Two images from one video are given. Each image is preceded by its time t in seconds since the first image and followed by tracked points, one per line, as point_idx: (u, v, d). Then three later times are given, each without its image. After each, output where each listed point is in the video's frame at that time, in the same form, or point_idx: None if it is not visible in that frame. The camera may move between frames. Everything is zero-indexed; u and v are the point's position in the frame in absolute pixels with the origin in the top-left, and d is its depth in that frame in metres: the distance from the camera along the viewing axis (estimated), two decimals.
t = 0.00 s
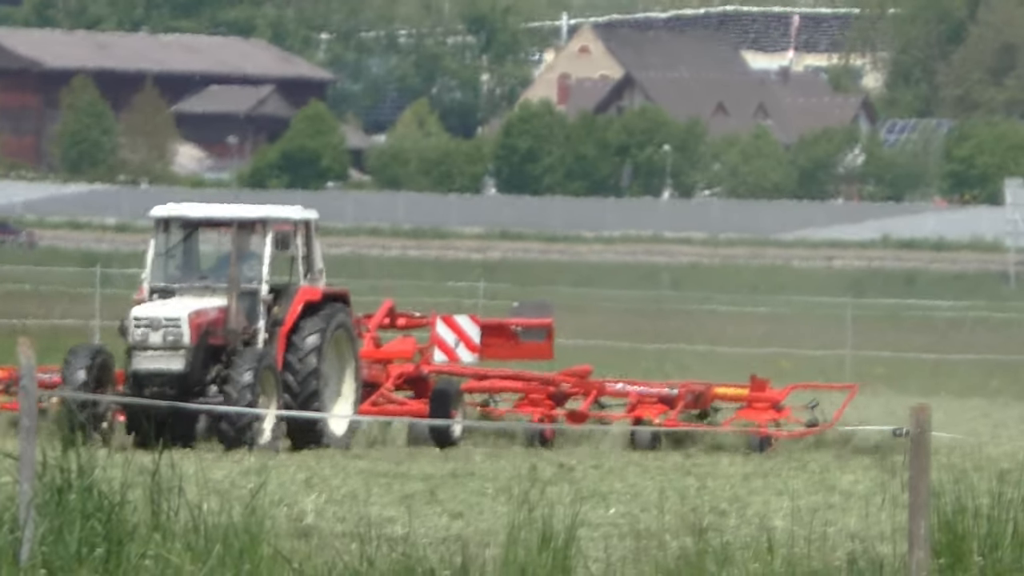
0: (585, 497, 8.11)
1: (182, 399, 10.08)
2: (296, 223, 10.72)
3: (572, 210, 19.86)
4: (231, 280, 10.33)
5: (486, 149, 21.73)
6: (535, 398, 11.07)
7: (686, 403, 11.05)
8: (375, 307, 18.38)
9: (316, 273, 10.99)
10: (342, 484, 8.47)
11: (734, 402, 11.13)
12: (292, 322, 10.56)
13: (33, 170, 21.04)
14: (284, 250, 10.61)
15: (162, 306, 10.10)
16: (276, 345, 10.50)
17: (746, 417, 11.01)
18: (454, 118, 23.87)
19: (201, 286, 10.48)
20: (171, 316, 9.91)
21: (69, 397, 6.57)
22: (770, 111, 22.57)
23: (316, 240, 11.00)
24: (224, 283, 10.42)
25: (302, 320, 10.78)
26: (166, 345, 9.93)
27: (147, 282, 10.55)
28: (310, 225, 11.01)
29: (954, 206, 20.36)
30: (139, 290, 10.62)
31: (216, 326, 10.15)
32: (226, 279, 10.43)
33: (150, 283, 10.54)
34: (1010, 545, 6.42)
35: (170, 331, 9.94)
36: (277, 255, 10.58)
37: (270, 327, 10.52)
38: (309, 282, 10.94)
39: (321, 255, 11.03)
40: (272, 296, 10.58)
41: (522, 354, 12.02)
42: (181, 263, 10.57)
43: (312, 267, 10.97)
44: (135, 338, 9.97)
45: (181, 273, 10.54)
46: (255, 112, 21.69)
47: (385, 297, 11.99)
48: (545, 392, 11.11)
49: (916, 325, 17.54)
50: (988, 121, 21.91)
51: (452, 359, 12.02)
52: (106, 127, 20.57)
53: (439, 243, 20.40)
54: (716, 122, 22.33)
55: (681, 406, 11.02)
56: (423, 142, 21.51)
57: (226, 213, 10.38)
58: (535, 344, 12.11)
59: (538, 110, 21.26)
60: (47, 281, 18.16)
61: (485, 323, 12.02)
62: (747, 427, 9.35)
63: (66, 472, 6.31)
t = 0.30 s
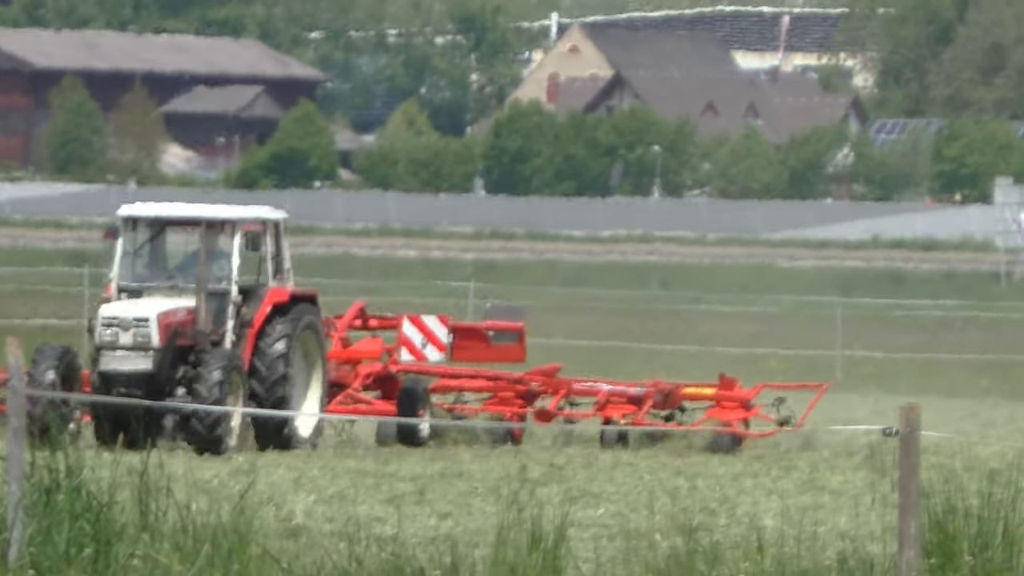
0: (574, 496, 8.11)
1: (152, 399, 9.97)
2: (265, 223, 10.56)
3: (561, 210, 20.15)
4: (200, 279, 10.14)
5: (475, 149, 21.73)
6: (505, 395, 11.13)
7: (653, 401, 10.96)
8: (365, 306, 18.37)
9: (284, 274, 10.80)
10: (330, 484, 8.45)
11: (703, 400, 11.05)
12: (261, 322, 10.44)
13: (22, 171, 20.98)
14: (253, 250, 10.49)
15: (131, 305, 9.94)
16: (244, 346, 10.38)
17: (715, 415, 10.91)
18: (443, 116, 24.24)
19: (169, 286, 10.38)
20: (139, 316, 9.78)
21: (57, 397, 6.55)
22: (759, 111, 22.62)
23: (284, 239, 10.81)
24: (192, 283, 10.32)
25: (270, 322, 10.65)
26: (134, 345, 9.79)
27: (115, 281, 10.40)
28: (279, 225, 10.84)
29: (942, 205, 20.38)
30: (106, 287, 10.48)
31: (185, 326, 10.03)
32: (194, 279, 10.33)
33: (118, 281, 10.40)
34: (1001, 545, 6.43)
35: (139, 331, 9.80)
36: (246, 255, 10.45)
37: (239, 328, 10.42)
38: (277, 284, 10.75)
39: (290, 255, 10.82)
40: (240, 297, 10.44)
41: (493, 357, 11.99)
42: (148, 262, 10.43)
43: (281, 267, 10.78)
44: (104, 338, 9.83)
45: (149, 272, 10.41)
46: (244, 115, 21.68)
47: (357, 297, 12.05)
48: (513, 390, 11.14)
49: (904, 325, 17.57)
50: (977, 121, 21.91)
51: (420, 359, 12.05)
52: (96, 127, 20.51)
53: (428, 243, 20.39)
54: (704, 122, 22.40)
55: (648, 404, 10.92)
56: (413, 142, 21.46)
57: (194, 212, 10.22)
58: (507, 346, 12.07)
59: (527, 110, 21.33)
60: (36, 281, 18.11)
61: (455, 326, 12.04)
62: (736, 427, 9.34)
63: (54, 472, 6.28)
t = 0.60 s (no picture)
0: (566, 497, 8.12)
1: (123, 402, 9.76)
2: (237, 223, 10.40)
3: (552, 210, 20.27)
4: (171, 280, 10.00)
5: (468, 149, 21.74)
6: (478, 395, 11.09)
7: (630, 401, 10.98)
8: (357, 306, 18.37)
9: (255, 274, 10.63)
10: (323, 485, 8.45)
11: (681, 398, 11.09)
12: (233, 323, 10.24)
13: (14, 171, 20.96)
14: (224, 249, 10.31)
15: (103, 308, 9.73)
16: (216, 347, 10.17)
17: (690, 414, 10.97)
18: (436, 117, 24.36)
19: (139, 286, 10.15)
20: (112, 317, 9.56)
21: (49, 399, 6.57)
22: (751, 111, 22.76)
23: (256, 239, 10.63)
24: (163, 284, 10.10)
25: (240, 323, 10.43)
26: (108, 348, 9.57)
27: (83, 282, 10.19)
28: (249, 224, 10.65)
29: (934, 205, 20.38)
30: (75, 287, 10.24)
31: (156, 328, 9.84)
32: (164, 279, 10.11)
33: (88, 281, 10.19)
34: (992, 545, 6.43)
35: (112, 333, 9.59)
36: (217, 254, 10.27)
37: (211, 329, 10.22)
38: (249, 284, 10.58)
39: (260, 255, 10.65)
40: (211, 297, 10.24)
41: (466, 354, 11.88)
42: (116, 262, 10.21)
43: (251, 267, 10.62)
44: (76, 341, 9.62)
45: (118, 272, 10.19)
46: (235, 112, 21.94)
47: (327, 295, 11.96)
48: (487, 390, 11.14)
49: (895, 325, 17.61)
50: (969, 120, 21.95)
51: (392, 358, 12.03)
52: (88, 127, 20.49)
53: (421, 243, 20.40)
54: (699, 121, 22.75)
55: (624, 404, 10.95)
56: (406, 142, 21.46)
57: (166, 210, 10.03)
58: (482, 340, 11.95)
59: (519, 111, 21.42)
60: (28, 282, 18.09)
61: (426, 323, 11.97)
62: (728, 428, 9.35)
63: (45, 473, 6.31)
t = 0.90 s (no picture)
0: (554, 496, 8.11)
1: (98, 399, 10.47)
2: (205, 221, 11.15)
3: (538, 206, 20.03)
4: (142, 281, 10.67)
5: (456, 147, 21.72)
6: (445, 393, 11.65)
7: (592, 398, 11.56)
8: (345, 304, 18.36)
9: (221, 273, 11.37)
10: (311, 484, 8.43)
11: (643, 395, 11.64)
12: (203, 321, 11.02)
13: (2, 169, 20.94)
14: (194, 249, 11.11)
15: (75, 308, 10.48)
16: (188, 344, 10.93)
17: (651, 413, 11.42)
18: (424, 116, 23.63)
19: (108, 287, 10.88)
20: (85, 317, 10.30)
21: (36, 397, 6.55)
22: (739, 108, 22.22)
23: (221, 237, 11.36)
24: (132, 283, 10.85)
25: (210, 321, 11.19)
26: (81, 346, 10.30)
27: (51, 281, 10.89)
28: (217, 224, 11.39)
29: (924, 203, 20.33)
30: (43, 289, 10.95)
31: (130, 328, 10.55)
32: (134, 280, 10.86)
33: (55, 282, 10.90)
34: (981, 544, 6.43)
35: (85, 332, 10.32)
36: (188, 253, 11.06)
37: (181, 328, 10.96)
38: (216, 282, 11.34)
39: (227, 254, 11.40)
40: (182, 297, 10.99)
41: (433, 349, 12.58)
42: (83, 260, 10.94)
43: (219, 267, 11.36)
44: (50, 340, 10.34)
45: (83, 271, 10.92)
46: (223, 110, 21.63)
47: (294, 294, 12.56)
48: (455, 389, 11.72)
49: (884, 325, 17.60)
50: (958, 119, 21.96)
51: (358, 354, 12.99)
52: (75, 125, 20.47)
53: (409, 241, 20.36)
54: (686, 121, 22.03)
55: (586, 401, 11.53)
56: (394, 140, 21.40)
57: (133, 211, 10.75)
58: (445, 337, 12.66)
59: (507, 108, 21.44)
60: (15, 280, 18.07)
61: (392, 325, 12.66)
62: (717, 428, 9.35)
63: (34, 472, 6.33)
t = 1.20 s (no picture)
0: (543, 496, 8.13)
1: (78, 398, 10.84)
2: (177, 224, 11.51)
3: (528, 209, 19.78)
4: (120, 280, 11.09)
5: (446, 148, 21.76)
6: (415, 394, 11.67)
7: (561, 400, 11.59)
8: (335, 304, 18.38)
9: (195, 276, 11.76)
10: (300, 484, 8.46)
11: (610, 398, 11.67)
12: (179, 322, 11.33)
13: None
14: (169, 250, 11.44)
15: (56, 308, 10.81)
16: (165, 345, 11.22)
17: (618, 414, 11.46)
18: (414, 117, 23.31)
19: (85, 286, 11.21)
20: (67, 319, 10.65)
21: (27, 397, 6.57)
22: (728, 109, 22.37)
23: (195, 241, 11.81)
24: (110, 284, 11.17)
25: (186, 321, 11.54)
26: (63, 346, 10.65)
27: (28, 282, 11.20)
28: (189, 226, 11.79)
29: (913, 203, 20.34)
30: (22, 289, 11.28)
31: (107, 329, 10.94)
32: (111, 279, 11.19)
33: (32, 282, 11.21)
34: (970, 543, 6.43)
35: (67, 333, 10.67)
36: (163, 254, 11.39)
37: (158, 329, 11.27)
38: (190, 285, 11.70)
39: (202, 257, 11.85)
40: (158, 298, 11.33)
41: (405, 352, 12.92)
42: (58, 261, 11.25)
43: (192, 269, 11.75)
44: (31, 340, 10.69)
45: (60, 272, 11.23)
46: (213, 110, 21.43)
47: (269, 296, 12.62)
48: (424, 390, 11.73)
49: (873, 325, 17.62)
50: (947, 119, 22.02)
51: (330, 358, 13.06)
52: (65, 127, 20.48)
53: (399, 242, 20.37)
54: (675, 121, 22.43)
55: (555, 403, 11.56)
56: (383, 142, 21.44)
57: (108, 212, 11.09)
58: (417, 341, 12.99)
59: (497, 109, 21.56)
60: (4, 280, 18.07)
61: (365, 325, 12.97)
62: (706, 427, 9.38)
63: (24, 473, 6.37)
